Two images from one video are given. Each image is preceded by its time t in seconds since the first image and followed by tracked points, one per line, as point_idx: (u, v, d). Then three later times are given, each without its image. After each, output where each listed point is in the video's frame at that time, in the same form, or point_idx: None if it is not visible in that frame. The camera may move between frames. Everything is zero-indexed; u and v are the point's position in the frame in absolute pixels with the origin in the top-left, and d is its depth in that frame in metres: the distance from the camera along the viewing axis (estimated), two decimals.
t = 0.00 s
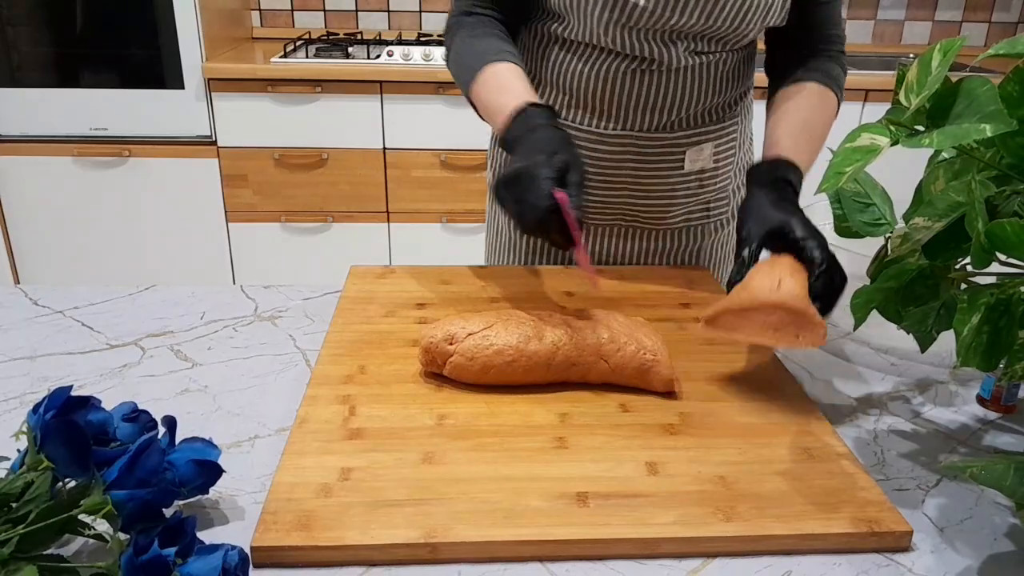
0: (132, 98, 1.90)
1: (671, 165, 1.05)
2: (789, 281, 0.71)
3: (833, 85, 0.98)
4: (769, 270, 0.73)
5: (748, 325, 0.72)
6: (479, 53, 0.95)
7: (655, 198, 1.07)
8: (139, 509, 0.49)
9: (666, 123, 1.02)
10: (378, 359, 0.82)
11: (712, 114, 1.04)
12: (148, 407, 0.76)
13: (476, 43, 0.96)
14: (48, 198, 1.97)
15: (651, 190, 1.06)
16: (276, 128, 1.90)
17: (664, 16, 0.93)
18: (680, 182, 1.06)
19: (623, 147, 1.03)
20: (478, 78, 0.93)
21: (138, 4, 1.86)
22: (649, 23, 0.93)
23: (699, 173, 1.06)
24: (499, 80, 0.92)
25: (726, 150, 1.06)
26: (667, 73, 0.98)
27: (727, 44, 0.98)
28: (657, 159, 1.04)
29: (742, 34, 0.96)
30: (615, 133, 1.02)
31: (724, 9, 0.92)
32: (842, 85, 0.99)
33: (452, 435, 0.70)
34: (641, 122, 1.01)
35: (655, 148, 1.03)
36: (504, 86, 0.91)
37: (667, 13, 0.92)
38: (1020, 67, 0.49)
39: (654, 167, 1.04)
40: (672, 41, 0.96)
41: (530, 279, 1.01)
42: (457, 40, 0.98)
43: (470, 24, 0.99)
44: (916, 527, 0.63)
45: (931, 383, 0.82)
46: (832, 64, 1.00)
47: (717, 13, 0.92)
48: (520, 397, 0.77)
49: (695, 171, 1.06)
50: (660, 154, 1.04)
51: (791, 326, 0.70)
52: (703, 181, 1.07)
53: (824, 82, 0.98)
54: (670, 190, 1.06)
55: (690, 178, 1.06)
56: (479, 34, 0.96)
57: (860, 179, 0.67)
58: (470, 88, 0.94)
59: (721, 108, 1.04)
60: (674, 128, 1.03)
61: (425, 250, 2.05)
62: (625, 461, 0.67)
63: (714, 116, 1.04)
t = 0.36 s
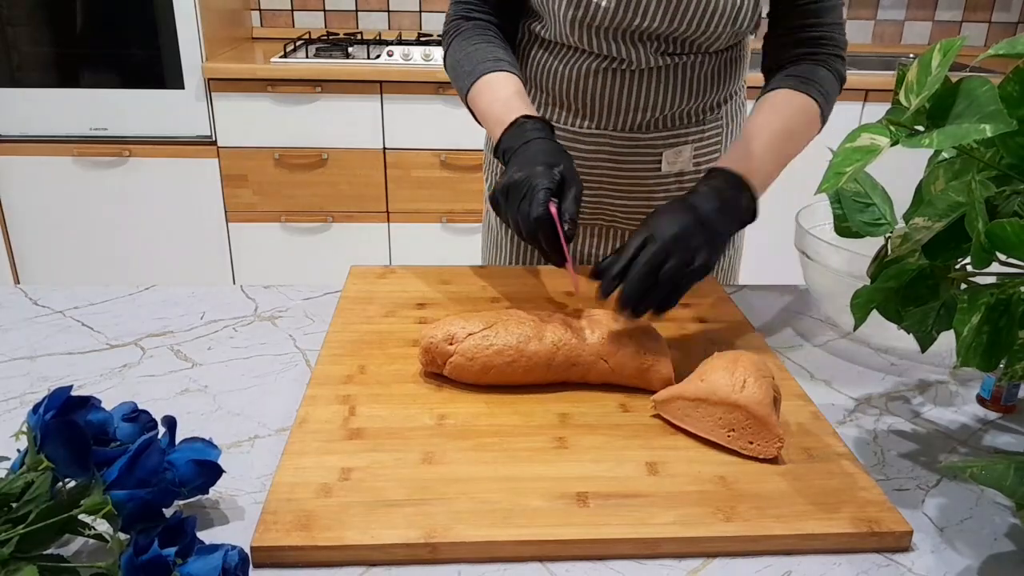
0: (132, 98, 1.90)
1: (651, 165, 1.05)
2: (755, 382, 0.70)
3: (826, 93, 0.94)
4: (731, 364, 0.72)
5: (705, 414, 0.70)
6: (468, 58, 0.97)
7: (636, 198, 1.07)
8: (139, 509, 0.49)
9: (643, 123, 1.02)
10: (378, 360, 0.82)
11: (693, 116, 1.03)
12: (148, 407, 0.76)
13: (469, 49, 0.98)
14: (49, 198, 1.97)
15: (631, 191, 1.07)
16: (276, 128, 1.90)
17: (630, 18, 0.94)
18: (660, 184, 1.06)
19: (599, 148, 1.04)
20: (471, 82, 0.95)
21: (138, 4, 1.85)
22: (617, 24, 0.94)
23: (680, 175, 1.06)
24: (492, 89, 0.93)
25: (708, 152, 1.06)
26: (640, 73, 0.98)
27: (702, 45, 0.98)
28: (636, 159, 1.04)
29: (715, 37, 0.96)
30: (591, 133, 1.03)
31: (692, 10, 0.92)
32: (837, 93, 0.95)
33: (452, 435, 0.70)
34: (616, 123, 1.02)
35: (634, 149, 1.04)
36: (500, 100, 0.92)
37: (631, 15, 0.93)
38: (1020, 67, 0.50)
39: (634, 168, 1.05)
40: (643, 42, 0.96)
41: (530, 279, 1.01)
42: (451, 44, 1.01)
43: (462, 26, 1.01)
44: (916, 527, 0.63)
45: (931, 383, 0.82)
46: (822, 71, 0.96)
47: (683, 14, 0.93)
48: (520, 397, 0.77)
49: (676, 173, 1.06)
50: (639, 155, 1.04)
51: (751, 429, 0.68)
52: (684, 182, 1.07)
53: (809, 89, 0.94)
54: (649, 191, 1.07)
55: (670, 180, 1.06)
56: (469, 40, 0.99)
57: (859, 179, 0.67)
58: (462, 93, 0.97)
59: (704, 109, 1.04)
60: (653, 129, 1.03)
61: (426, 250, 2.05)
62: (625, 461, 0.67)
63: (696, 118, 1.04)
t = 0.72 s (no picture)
0: (132, 98, 1.90)
1: (651, 167, 1.05)
2: (755, 384, 0.70)
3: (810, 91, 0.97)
4: (731, 364, 0.72)
5: (705, 414, 0.70)
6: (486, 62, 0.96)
7: (636, 200, 1.08)
8: (139, 509, 0.49)
9: (644, 126, 1.02)
10: (378, 359, 0.82)
11: (694, 117, 1.04)
12: (148, 407, 0.76)
13: (483, 54, 0.96)
14: (49, 198, 1.97)
15: (631, 193, 1.07)
16: (275, 128, 1.90)
17: (633, 19, 0.93)
18: (661, 185, 1.07)
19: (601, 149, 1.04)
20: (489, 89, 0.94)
21: (139, 3, 1.85)
22: (619, 25, 0.94)
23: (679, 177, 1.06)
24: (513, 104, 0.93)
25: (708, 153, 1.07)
26: (642, 74, 0.98)
27: (703, 46, 0.98)
28: (637, 162, 1.05)
29: (717, 38, 0.96)
30: (593, 134, 1.04)
31: (695, 12, 0.92)
32: (819, 88, 0.98)
33: (452, 435, 0.70)
34: (619, 124, 1.02)
35: (635, 151, 1.04)
36: (520, 107, 0.92)
37: (634, 16, 0.93)
38: (1020, 67, 0.50)
39: (635, 170, 1.05)
40: (646, 42, 0.96)
41: (530, 279, 1.01)
42: (465, 47, 0.99)
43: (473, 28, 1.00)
44: (916, 527, 0.63)
45: (931, 383, 0.82)
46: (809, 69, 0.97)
47: (688, 19, 0.93)
48: (520, 397, 0.77)
49: (676, 175, 1.06)
50: (640, 157, 1.04)
51: (751, 429, 0.68)
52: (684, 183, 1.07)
53: (804, 95, 0.96)
54: (649, 192, 1.07)
55: (672, 182, 1.07)
56: (479, 47, 0.97)
57: (859, 179, 0.67)
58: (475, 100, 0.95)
59: (704, 112, 1.04)
60: (654, 131, 1.03)
61: (426, 251, 2.05)
62: (625, 461, 0.67)
63: (697, 120, 1.04)
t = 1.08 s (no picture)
0: (132, 98, 1.90)
1: (655, 168, 1.06)
2: (755, 384, 0.70)
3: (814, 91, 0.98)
4: (731, 364, 0.72)
5: (705, 414, 0.70)
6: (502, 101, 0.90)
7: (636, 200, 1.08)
8: (140, 509, 0.49)
9: (650, 128, 1.02)
10: (378, 360, 0.82)
11: (695, 118, 1.04)
12: (148, 407, 0.76)
13: (498, 79, 0.90)
14: (48, 198, 1.97)
15: (631, 193, 1.07)
16: (275, 128, 1.90)
17: (648, 24, 0.93)
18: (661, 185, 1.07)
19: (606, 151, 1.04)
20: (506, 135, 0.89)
21: (138, 3, 1.85)
22: (633, 30, 0.93)
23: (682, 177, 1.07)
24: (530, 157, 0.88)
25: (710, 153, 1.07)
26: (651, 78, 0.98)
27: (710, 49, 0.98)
28: (641, 163, 1.05)
29: (726, 41, 0.96)
30: (599, 137, 1.03)
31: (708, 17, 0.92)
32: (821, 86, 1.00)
33: (452, 435, 0.70)
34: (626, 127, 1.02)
35: (638, 152, 1.04)
36: (541, 164, 0.87)
37: (649, 22, 0.92)
38: (1020, 67, 0.50)
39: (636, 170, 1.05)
40: (657, 46, 0.96)
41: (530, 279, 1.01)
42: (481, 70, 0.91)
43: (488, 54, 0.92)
44: (916, 528, 0.63)
45: (931, 383, 0.82)
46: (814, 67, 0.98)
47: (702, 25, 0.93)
48: (520, 398, 0.77)
49: (680, 175, 1.07)
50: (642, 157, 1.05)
51: (751, 429, 0.68)
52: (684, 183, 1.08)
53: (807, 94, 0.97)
54: (653, 193, 1.07)
55: (675, 182, 1.07)
56: (499, 69, 0.90)
57: (860, 180, 0.67)
58: (486, 135, 0.90)
59: (707, 113, 1.05)
60: (659, 132, 1.03)
61: (425, 251, 2.05)
62: (625, 461, 0.67)
63: (700, 121, 1.05)
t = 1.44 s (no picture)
0: (132, 98, 1.90)
1: (641, 164, 1.05)
2: (756, 384, 0.70)
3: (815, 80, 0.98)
4: (730, 364, 0.72)
5: (705, 414, 0.70)
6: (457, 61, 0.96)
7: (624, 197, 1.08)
8: (140, 509, 0.49)
9: (633, 125, 1.02)
10: (378, 359, 0.82)
11: (680, 114, 1.04)
12: (148, 407, 0.76)
13: (457, 47, 0.97)
14: (48, 199, 1.97)
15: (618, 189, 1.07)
16: (275, 128, 1.91)
17: (617, 20, 0.93)
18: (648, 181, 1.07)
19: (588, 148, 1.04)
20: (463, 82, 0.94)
21: (138, 4, 1.85)
22: (603, 26, 0.94)
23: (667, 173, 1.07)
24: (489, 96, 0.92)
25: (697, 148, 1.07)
26: (629, 74, 0.98)
27: (689, 44, 0.98)
28: (625, 159, 1.05)
29: (702, 36, 0.96)
30: (580, 134, 1.03)
31: (680, 12, 0.93)
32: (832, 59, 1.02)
33: (452, 434, 0.70)
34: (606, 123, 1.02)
35: (621, 149, 1.04)
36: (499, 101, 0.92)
37: (615, 16, 0.93)
38: (1020, 67, 0.50)
39: (621, 167, 1.05)
40: (632, 41, 0.96)
41: (531, 279, 1.01)
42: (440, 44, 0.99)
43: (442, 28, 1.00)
44: (916, 527, 0.63)
45: (931, 383, 0.82)
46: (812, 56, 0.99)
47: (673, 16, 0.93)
48: (520, 398, 0.77)
49: (665, 171, 1.07)
50: (626, 153, 1.04)
51: (751, 429, 0.68)
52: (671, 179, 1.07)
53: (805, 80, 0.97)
54: (639, 190, 1.07)
55: (660, 179, 1.07)
56: (455, 40, 0.98)
57: (859, 179, 0.67)
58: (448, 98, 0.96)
59: (692, 107, 1.04)
60: (643, 128, 1.03)
61: (425, 251, 2.05)
62: (625, 461, 0.67)
63: (685, 115, 1.04)
